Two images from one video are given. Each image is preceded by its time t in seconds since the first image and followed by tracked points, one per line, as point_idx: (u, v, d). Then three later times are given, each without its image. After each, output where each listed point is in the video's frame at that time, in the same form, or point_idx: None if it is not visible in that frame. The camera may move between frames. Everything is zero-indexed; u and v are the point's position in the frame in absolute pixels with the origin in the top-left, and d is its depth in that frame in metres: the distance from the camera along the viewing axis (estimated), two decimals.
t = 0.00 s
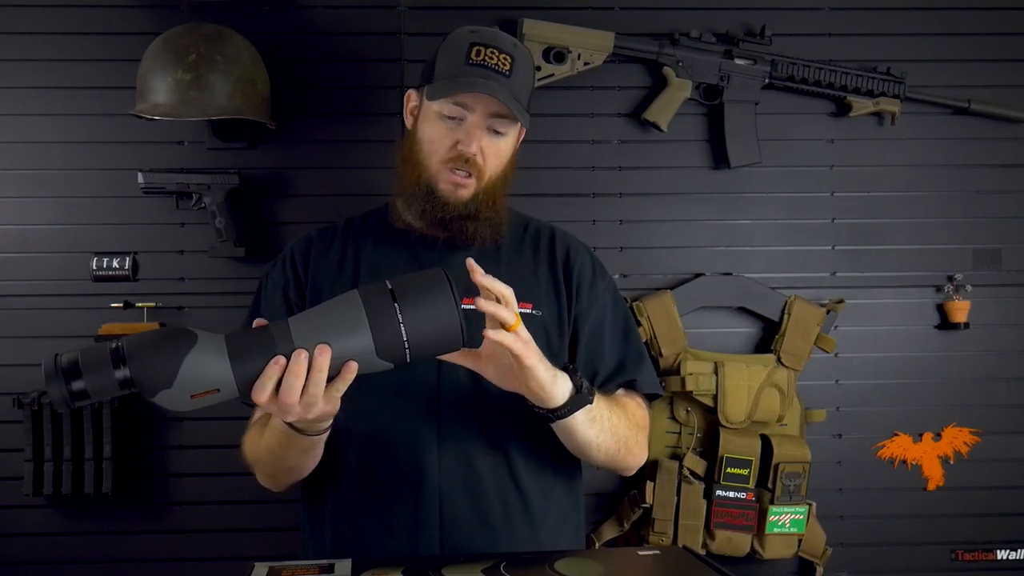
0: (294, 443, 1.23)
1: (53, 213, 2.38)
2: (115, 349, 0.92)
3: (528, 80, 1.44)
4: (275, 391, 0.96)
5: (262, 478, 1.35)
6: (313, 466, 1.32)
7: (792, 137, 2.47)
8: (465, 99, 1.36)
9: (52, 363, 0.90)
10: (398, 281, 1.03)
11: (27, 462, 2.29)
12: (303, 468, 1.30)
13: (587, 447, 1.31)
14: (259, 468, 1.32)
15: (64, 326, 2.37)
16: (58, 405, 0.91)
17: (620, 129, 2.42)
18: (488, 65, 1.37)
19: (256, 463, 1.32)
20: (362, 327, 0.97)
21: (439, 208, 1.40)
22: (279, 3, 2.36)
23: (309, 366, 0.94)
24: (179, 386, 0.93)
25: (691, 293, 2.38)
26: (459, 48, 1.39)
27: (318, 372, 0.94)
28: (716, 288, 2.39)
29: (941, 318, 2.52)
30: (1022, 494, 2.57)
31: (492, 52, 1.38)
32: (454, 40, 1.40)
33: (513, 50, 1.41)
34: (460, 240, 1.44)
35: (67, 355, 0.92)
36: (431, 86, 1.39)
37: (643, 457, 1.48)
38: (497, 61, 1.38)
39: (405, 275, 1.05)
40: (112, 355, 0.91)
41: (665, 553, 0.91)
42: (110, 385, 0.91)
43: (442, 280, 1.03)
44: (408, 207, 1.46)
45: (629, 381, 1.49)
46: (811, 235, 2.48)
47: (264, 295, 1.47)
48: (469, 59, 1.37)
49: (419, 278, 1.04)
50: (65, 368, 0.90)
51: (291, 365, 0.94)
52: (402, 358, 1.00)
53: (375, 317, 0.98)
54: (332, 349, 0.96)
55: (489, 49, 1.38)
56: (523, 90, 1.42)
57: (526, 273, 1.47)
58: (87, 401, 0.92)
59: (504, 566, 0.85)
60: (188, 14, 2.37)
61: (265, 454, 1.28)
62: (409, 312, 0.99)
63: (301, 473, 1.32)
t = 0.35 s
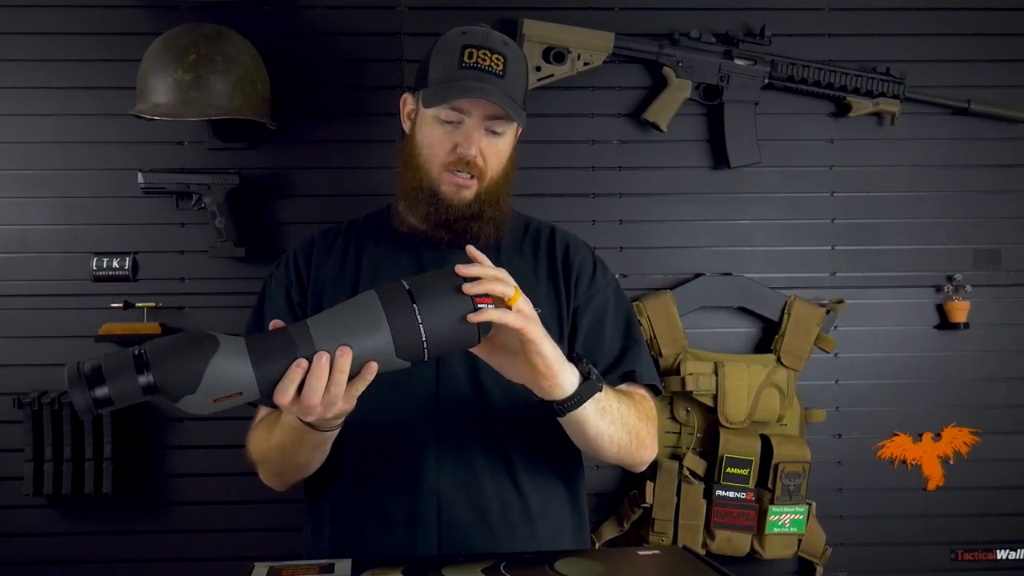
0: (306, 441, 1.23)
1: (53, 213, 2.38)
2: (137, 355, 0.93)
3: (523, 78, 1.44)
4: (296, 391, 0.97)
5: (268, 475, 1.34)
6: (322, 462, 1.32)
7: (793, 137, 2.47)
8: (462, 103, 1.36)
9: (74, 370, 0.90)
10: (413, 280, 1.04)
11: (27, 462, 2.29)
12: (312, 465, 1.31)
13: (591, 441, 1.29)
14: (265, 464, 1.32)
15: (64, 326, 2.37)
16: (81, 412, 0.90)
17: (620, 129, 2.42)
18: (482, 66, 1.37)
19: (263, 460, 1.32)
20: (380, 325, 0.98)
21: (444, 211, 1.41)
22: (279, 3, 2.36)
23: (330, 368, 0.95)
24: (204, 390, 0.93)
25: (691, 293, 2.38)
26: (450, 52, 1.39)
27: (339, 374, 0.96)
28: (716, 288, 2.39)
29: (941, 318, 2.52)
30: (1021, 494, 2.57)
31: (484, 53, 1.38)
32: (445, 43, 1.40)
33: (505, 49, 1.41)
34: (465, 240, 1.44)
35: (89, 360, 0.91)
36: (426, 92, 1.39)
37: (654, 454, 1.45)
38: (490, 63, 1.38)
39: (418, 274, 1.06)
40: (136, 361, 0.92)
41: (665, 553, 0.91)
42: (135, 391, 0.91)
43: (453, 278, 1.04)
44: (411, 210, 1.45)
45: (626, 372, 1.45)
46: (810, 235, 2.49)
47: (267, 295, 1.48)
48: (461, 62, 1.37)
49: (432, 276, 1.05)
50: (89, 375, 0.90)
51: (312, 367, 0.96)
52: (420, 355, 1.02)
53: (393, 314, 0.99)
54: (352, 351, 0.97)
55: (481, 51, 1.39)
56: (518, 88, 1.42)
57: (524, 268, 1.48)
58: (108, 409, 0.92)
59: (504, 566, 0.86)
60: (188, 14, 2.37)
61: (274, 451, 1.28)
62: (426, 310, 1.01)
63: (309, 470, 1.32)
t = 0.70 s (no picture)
0: (303, 435, 1.23)
1: (53, 213, 2.38)
2: (130, 378, 0.92)
3: (540, 87, 1.44)
4: (293, 388, 0.98)
5: (268, 472, 1.35)
6: (320, 456, 1.33)
7: (793, 137, 2.47)
8: (476, 103, 1.36)
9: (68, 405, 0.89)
10: (396, 264, 1.04)
11: (27, 462, 2.29)
12: (310, 460, 1.31)
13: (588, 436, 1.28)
14: (264, 460, 1.32)
15: (64, 326, 2.37)
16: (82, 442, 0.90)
17: (620, 129, 2.42)
18: (501, 70, 1.37)
19: (262, 456, 1.32)
20: (368, 311, 0.98)
21: (450, 209, 1.40)
22: (280, 3, 2.36)
23: (325, 361, 0.96)
24: (201, 403, 0.94)
25: (691, 293, 2.38)
26: (472, 55, 1.39)
27: (333, 366, 0.96)
28: (716, 288, 2.39)
29: (941, 318, 2.52)
30: (1021, 494, 2.57)
31: (505, 58, 1.38)
32: (468, 45, 1.41)
33: (526, 57, 1.42)
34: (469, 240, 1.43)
35: (82, 391, 0.91)
36: (444, 90, 1.39)
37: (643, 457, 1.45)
38: (509, 68, 1.38)
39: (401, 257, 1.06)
40: (129, 384, 0.92)
41: (665, 553, 0.92)
42: (133, 413, 0.91)
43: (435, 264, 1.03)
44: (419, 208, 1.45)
45: (618, 375, 1.45)
46: (810, 235, 2.49)
47: (272, 288, 1.49)
48: (481, 65, 1.37)
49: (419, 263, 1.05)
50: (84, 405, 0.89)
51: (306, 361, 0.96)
52: (409, 336, 1.02)
53: (379, 300, 1.00)
54: (344, 343, 0.97)
55: (502, 55, 1.39)
56: (534, 96, 1.42)
57: (528, 270, 1.49)
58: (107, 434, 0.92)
59: (504, 566, 0.86)
60: (188, 14, 2.37)
61: (272, 447, 1.28)
62: (411, 293, 1.01)
63: (309, 465, 1.33)
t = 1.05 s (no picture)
0: (303, 430, 1.23)
1: (53, 213, 2.38)
2: (126, 375, 0.94)
3: (541, 87, 1.44)
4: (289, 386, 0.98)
5: (268, 469, 1.35)
6: (320, 452, 1.33)
7: (793, 137, 2.47)
8: (475, 103, 1.37)
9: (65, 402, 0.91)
10: (392, 260, 1.04)
11: (27, 462, 2.29)
12: (310, 456, 1.31)
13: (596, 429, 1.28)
14: (264, 455, 1.32)
15: (64, 326, 2.37)
16: (80, 437, 0.93)
17: (620, 129, 2.42)
18: (500, 70, 1.37)
19: (262, 451, 1.32)
20: (364, 308, 0.98)
21: (449, 208, 1.40)
22: (280, 3, 2.36)
23: (321, 358, 0.96)
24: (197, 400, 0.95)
25: (691, 293, 2.38)
26: (472, 55, 1.39)
27: (329, 364, 0.96)
28: (716, 288, 2.39)
29: (941, 318, 2.52)
30: (1021, 494, 2.57)
31: (505, 57, 1.38)
32: (469, 45, 1.41)
33: (526, 57, 1.42)
34: (469, 240, 1.42)
35: (80, 387, 0.93)
36: (444, 90, 1.39)
37: (654, 449, 1.45)
38: (508, 67, 1.38)
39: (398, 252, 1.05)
40: (125, 381, 0.93)
41: (665, 553, 0.91)
42: (129, 409, 0.93)
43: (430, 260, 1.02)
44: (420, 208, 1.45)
45: (618, 372, 1.45)
46: (810, 235, 2.48)
47: (274, 287, 1.48)
48: (481, 65, 1.38)
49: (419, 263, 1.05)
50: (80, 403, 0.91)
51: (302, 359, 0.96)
52: (406, 332, 1.02)
53: (376, 298, 0.99)
54: (339, 340, 0.97)
55: (501, 55, 1.39)
56: (535, 96, 1.42)
57: (529, 271, 1.49)
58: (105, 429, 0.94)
59: (504, 565, 0.86)
60: (188, 14, 2.38)
61: (272, 442, 1.28)
62: (408, 290, 1.01)
63: (309, 462, 1.33)
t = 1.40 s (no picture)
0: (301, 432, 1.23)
1: (53, 213, 2.38)
2: (118, 389, 0.93)
3: (541, 87, 1.44)
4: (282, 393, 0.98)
5: (267, 472, 1.35)
6: (318, 456, 1.33)
7: (793, 137, 2.47)
8: (475, 102, 1.37)
9: (56, 415, 0.91)
10: (382, 264, 1.02)
11: (27, 462, 2.29)
12: (308, 459, 1.31)
13: (607, 413, 1.27)
14: (264, 457, 1.32)
15: (65, 326, 2.37)
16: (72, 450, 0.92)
17: (620, 129, 2.42)
18: (500, 69, 1.37)
19: (262, 454, 1.32)
20: (354, 315, 0.98)
21: (448, 206, 1.39)
22: (280, 3, 2.36)
23: (312, 366, 0.96)
24: (191, 409, 0.95)
25: (691, 293, 2.38)
26: (472, 54, 1.40)
27: (320, 371, 0.96)
28: (716, 287, 2.39)
29: (941, 318, 2.52)
30: (1020, 494, 2.57)
31: (505, 57, 1.38)
32: (469, 45, 1.42)
33: (526, 57, 1.42)
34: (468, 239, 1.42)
35: (71, 400, 0.92)
36: (444, 90, 1.39)
37: (668, 441, 1.44)
38: (508, 66, 1.38)
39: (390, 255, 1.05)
40: (117, 394, 0.93)
41: (665, 553, 0.91)
42: (122, 422, 0.93)
43: (427, 260, 1.02)
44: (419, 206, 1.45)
45: (629, 365, 1.47)
46: (810, 235, 2.48)
47: (275, 287, 1.48)
48: (481, 64, 1.38)
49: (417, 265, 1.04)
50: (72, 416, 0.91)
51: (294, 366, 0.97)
52: (398, 337, 1.02)
53: (366, 304, 0.99)
54: (330, 347, 0.98)
55: (502, 55, 1.39)
56: (534, 96, 1.41)
57: (530, 271, 1.48)
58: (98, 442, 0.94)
59: (504, 566, 0.86)
60: (188, 14, 2.37)
61: (271, 445, 1.28)
62: (399, 295, 1.00)
63: (305, 466, 1.33)
